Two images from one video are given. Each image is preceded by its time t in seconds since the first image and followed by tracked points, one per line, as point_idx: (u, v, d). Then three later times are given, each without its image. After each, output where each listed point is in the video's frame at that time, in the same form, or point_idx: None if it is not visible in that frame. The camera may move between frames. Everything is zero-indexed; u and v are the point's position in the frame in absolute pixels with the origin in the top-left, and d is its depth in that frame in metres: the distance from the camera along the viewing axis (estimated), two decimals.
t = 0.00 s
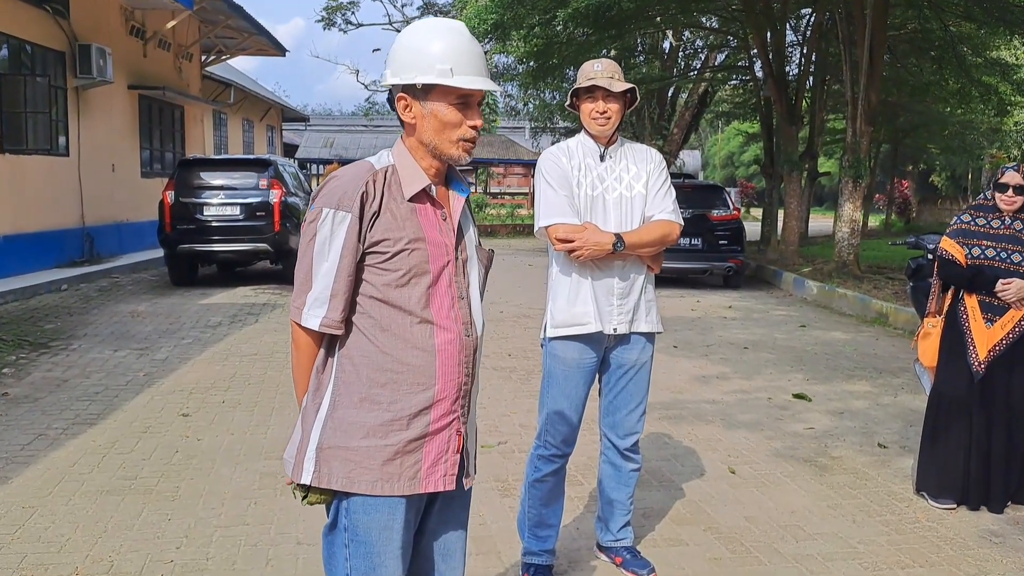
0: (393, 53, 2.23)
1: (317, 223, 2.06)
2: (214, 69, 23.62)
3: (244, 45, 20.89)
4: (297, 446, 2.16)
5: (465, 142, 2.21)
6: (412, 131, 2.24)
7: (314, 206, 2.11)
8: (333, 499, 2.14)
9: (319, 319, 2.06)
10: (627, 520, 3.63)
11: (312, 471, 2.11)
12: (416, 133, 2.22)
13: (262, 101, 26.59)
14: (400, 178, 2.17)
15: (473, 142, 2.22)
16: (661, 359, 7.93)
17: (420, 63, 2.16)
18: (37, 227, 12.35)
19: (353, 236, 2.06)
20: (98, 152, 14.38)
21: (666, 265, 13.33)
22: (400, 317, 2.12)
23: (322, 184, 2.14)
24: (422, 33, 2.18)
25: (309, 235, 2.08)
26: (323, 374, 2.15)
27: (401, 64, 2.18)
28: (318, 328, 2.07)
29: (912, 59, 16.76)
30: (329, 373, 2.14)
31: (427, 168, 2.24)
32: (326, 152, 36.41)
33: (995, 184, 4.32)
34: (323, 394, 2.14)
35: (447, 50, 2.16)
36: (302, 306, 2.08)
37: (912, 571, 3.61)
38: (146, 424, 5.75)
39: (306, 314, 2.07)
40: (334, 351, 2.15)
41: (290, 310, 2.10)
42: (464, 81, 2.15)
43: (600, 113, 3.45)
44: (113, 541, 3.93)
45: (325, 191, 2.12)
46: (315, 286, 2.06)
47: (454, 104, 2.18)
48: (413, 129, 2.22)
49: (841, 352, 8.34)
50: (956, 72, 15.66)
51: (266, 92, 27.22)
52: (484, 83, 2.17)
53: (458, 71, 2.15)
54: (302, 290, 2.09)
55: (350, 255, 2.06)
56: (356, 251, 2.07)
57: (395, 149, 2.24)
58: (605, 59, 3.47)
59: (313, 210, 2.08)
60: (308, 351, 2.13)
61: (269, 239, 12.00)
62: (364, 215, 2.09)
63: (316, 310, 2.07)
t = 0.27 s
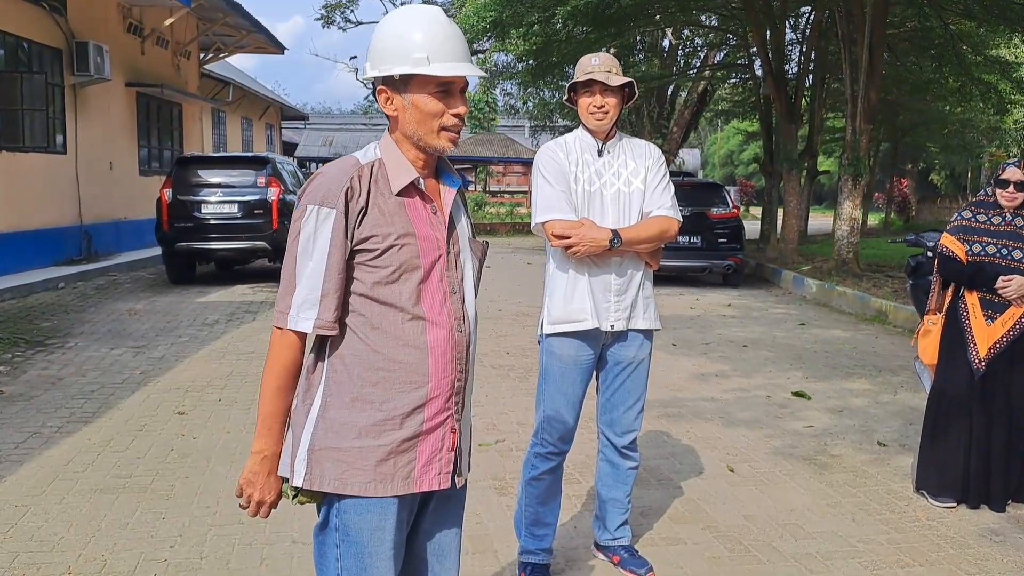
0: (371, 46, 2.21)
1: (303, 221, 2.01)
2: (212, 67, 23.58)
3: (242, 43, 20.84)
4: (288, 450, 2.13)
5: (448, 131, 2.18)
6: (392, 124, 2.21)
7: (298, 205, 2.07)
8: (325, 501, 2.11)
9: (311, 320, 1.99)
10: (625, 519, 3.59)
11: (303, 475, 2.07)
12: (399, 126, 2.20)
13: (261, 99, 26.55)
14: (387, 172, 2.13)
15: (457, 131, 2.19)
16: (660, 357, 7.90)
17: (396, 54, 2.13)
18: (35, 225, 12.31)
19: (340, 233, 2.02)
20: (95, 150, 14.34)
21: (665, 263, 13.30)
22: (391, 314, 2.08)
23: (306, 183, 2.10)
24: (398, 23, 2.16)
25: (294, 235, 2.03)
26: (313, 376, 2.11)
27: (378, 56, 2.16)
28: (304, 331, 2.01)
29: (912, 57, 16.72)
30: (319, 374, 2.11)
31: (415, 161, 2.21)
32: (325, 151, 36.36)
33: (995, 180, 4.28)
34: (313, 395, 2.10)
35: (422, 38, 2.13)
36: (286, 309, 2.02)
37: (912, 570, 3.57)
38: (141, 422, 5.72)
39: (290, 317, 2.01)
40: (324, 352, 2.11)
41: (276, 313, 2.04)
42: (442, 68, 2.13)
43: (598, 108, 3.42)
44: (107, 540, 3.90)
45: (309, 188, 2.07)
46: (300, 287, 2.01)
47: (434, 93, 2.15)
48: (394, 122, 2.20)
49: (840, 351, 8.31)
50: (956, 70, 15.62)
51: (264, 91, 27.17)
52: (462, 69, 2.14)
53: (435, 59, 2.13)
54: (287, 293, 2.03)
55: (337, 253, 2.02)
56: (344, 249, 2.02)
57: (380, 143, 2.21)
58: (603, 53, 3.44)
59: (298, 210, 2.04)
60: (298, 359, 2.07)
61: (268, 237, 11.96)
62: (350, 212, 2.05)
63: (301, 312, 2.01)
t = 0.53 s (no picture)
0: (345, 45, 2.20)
1: (290, 225, 1.99)
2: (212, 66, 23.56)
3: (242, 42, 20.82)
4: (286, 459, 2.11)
5: (426, 126, 2.15)
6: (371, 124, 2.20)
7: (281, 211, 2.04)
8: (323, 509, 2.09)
9: (299, 328, 1.97)
10: (623, 522, 3.58)
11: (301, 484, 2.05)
12: (378, 125, 2.19)
13: (261, 98, 26.53)
14: (372, 173, 2.11)
15: (435, 125, 2.16)
16: (660, 358, 7.88)
17: (366, 52, 2.11)
18: (33, 225, 12.29)
19: (327, 236, 2.00)
20: (95, 149, 14.32)
21: (665, 263, 13.28)
22: (385, 318, 2.07)
23: (291, 189, 2.08)
24: (367, 21, 2.13)
25: (279, 241, 2.01)
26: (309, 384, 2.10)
27: (350, 56, 2.14)
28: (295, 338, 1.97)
29: (912, 57, 16.69)
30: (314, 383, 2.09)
31: (399, 160, 2.20)
32: (325, 150, 36.35)
33: (996, 181, 4.27)
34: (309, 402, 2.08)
35: (390, 33, 2.10)
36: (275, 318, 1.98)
37: (913, 573, 3.55)
38: (139, 422, 5.72)
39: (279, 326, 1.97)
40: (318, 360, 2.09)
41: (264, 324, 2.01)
42: (410, 63, 2.09)
43: (596, 108, 3.40)
44: (104, 541, 3.89)
45: (291, 193, 2.05)
46: (286, 294, 1.97)
47: (407, 89, 2.13)
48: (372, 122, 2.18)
49: (841, 351, 8.29)
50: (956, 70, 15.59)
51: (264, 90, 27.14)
52: (433, 62, 2.10)
53: (404, 53, 2.09)
54: (275, 301, 2.00)
55: (325, 256, 1.99)
56: (332, 252, 2.00)
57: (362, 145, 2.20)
58: (602, 53, 3.41)
59: (281, 215, 2.02)
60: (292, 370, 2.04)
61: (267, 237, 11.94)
62: (336, 214, 2.02)
63: (293, 319, 1.97)
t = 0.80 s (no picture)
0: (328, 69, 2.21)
1: (289, 248, 1.97)
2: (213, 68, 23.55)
3: (244, 45, 20.81)
4: (288, 482, 2.10)
5: (410, 141, 2.14)
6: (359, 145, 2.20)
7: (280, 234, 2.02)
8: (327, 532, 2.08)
9: (308, 348, 1.96)
10: (626, 534, 3.56)
11: (305, 508, 2.04)
12: (365, 146, 2.19)
13: (262, 100, 26.52)
14: (366, 193, 2.10)
15: (419, 140, 2.14)
16: (661, 364, 7.87)
17: (344, 74, 2.12)
18: (35, 228, 12.28)
19: (328, 256, 1.98)
20: (96, 153, 14.32)
21: (666, 267, 13.27)
22: (386, 337, 2.06)
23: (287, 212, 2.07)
24: (345, 43, 2.14)
25: (280, 263, 1.99)
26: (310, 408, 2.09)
27: (331, 80, 2.15)
28: (305, 358, 1.96)
29: (914, 60, 16.67)
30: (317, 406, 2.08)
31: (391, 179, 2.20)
32: (325, 152, 36.33)
33: (999, 190, 4.26)
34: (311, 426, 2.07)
35: (363, 53, 2.10)
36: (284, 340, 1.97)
37: None
38: (140, 429, 5.71)
39: (288, 350, 1.96)
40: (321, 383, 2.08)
41: (268, 349, 1.99)
42: (388, 81, 2.08)
43: (597, 120, 3.39)
44: (105, 552, 3.88)
45: (288, 216, 2.03)
46: (289, 318, 1.96)
47: (385, 107, 2.13)
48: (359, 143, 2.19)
49: (842, 357, 8.28)
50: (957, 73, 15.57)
51: (265, 92, 27.13)
52: (407, 77, 2.08)
53: (378, 71, 2.08)
54: (279, 324, 1.99)
55: (327, 277, 1.98)
56: (333, 272, 1.99)
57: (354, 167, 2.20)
58: (603, 64, 3.41)
59: (279, 238, 2.00)
60: (301, 393, 2.02)
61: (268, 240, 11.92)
62: (335, 234, 2.01)
63: (301, 340, 1.96)
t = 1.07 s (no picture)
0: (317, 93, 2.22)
1: (292, 268, 1.97)
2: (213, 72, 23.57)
3: (243, 49, 20.82)
4: (291, 503, 2.10)
5: (402, 160, 2.15)
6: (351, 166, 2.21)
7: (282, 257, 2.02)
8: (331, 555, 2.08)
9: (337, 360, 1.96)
10: (628, 546, 3.56)
11: (309, 528, 2.04)
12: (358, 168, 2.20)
13: (261, 103, 26.54)
14: (363, 213, 2.11)
15: (411, 158, 2.15)
16: (661, 370, 7.87)
17: (334, 99, 2.12)
18: (35, 233, 12.28)
19: (334, 274, 1.99)
20: (96, 157, 14.32)
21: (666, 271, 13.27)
22: (388, 355, 2.06)
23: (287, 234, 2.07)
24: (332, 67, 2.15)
25: (286, 285, 1.98)
26: (311, 429, 2.10)
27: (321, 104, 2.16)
28: (322, 377, 1.95)
29: (913, 64, 16.69)
30: (319, 427, 2.08)
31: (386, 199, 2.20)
32: (325, 155, 36.34)
33: (1000, 202, 4.26)
34: (314, 447, 2.08)
35: (350, 76, 2.11)
36: (302, 362, 1.95)
37: None
38: (141, 438, 5.71)
39: (309, 370, 1.95)
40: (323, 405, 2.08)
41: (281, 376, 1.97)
42: (376, 101, 2.09)
43: (597, 133, 3.39)
44: (105, 564, 3.88)
45: (290, 239, 2.03)
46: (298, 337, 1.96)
47: (374, 128, 2.13)
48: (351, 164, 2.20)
49: (842, 363, 8.28)
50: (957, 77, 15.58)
51: (265, 95, 27.15)
52: (395, 97, 2.09)
53: (367, 93, 2.09)
54: (293, 347, 1.97)
55: (334, 293, 1.99)
56: (340, 289, 1.99)
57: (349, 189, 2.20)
58: (602, 78, 3.41)
59: (283, 260, 2.00)
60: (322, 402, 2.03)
61: (268, 246, 11.92)
62: (337, 252, 2.01)
63: (316, 357, 1.95)
